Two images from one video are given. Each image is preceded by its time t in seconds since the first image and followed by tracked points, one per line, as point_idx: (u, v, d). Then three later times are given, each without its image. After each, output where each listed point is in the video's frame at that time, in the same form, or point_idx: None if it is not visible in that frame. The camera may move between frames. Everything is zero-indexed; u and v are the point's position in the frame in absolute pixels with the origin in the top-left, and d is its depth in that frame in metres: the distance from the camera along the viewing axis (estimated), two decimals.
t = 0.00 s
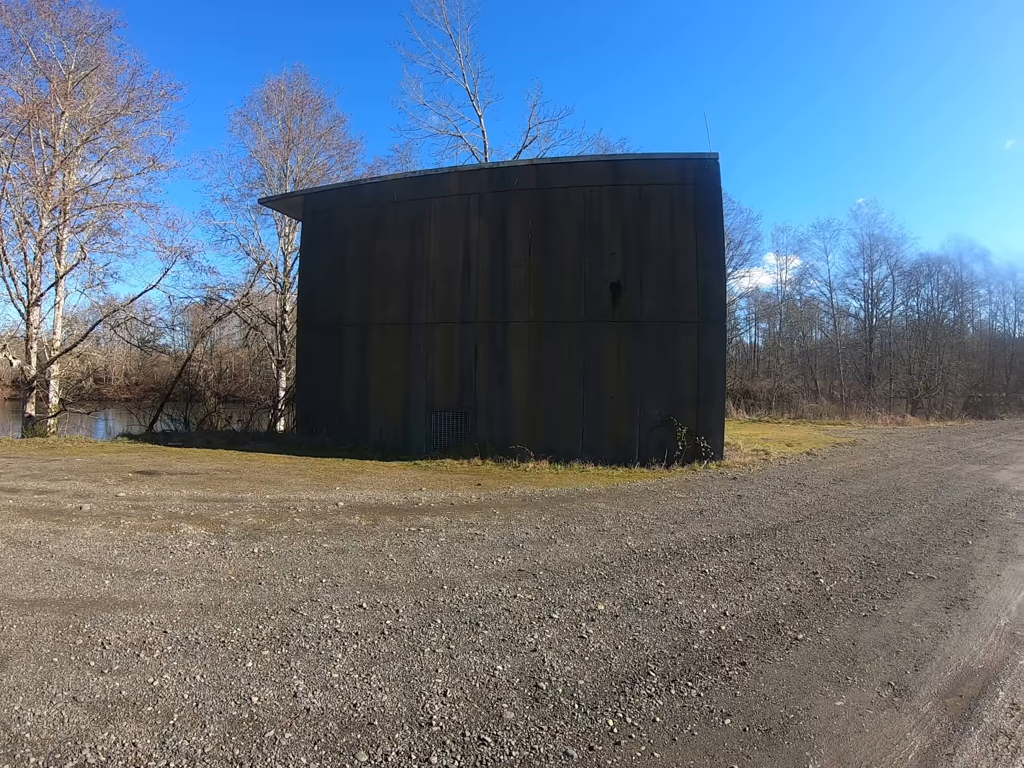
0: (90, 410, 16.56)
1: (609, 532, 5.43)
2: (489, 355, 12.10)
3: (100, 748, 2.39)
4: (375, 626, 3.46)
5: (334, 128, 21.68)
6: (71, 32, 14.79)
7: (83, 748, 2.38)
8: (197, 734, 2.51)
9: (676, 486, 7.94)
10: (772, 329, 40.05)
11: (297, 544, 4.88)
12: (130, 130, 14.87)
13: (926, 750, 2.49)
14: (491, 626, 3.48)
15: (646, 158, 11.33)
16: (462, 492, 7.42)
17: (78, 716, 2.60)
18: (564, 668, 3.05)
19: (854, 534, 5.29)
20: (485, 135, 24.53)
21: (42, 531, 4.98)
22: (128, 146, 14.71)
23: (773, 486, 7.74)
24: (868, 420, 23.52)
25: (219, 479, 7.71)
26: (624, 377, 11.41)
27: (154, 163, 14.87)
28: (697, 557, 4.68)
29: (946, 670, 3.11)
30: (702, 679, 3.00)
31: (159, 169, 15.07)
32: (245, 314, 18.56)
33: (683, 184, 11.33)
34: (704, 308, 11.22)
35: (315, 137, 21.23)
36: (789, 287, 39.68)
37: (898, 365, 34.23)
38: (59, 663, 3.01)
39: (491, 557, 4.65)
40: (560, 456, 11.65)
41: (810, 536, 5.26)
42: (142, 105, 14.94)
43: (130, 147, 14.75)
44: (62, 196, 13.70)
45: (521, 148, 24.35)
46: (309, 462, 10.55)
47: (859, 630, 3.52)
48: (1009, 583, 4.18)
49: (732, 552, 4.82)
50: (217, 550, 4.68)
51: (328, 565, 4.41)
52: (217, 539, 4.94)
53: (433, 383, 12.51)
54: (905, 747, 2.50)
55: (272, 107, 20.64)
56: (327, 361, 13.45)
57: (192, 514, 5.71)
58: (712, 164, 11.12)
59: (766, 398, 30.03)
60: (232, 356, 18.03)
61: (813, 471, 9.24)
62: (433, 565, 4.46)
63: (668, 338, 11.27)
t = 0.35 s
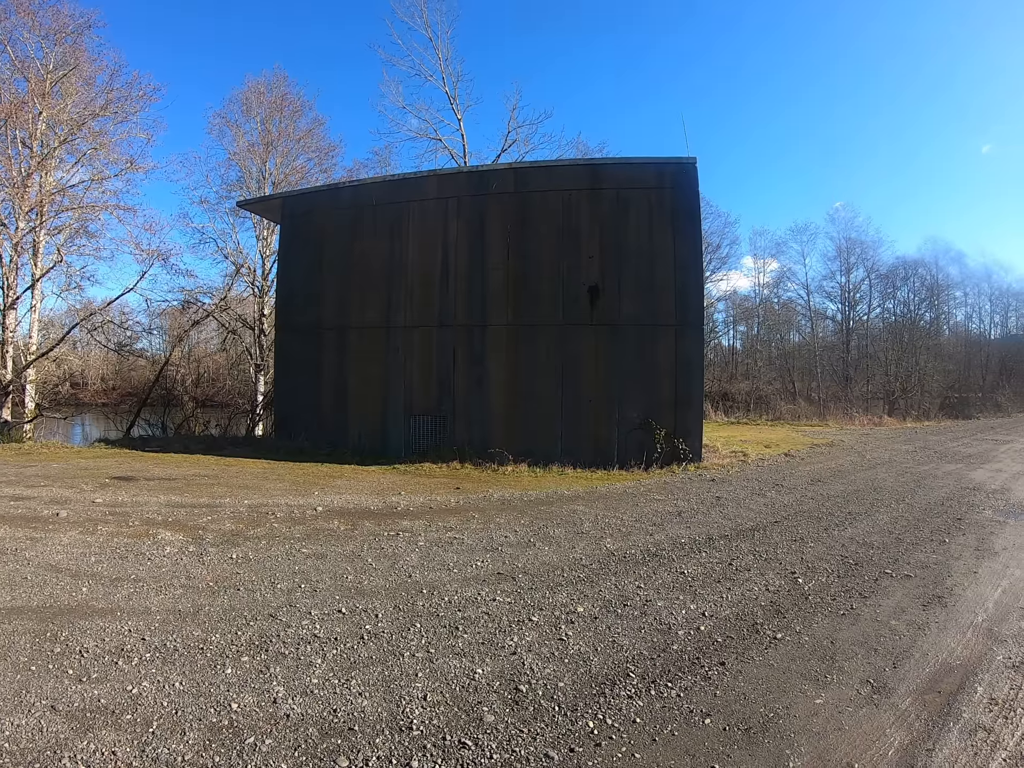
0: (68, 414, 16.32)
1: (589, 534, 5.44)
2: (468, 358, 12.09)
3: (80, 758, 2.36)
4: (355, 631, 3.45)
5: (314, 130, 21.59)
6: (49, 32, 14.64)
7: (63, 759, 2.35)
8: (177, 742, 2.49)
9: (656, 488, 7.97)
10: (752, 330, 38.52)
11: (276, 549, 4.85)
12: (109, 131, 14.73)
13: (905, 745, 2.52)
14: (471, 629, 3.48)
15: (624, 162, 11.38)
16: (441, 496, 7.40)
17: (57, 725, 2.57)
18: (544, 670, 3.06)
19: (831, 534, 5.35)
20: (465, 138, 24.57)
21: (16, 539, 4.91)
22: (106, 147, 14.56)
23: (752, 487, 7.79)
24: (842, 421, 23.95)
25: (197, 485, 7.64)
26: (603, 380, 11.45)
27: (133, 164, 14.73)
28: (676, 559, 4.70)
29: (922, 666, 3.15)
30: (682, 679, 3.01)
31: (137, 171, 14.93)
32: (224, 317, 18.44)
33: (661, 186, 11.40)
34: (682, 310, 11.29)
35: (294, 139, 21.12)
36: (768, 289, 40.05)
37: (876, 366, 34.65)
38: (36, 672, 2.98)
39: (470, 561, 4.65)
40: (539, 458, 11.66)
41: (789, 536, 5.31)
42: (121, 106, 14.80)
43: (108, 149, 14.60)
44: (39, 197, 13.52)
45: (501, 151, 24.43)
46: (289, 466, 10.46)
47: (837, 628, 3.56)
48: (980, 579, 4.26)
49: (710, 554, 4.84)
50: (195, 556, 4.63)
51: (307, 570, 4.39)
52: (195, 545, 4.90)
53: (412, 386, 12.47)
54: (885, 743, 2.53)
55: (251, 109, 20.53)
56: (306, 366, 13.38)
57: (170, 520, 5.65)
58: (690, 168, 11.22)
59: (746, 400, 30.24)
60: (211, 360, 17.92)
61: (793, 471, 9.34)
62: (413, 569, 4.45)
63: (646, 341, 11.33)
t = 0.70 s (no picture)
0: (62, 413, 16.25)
1: (582, 532, 5.45)
2: (461, 357, 12.08)
3: (72, 757, 2.35)
4: (347, 629, 3.45)
5: (307, 128, 21.57)
6: (42, 29, 14.59)
7: (56, 758, 2.34)
8: (169, 741, 2.48)
9: (648, 485, 7.97)
10: (745, 329, 39.12)
11: (269, 547, 4.84)
12: (101, 129, 14.67)
13: (897, 741, 2.53)
14: (464, 627, 3.48)
15: (618, 160, 11.39)
16: (435, 494, 7.40)
17: (50, 724, 2.56)
18: (537, 668, 3.06)
19: (825, 531, 5.35)
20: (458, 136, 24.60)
21: (9, 538, 4.89)
22: (99, 145, 14.51)
23: (745, 485, 7.81)
24: (834, 419, 24.10)
25: (190, 483, 7.63)
26: (596, 378, 11.46)
27: (126, 162, 14.68)
28: (669, 556, 4.71)
29: (915, 662, 3.17)
30: (675, 677, 3.02)
31: (130, 169, 14.88)
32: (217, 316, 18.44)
33: (655, 184, 11.42)
34: (676, 308, 11.30)
35: (288, 137, 21.09)
36: (761, 287, 40.18)
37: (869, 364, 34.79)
38: (28, 671, 2.96)
39: (463, 559, 4.65)
40: (532, 457, 11.67)
41: (783, 534, 5.31)
42: (114, 103, 14.75)
43: (100, 146, 14.55)
44: (31, 195, 13.46)
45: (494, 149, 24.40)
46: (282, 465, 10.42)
47: (830, 625, 3.57)
48: (974, 576, 4.27)
49: (704, 551, 4.85)
50: (188, 554, 4.63)
51: (300, 568, 4.38)
52: (188, 544, 4.89)
53: (404, 385, 12.47)
54: (878, 739, 2.54)
55: (244, 106, 20.49)
56: (299, 365, 13.36)
57: (163, 519, 5.64)
58: (684, 166, 11.23)
59: (739, 398, 30.32)
60: (204, 358, 17.92)
61: (785, 469, 9.38)
62: (406, 567, 4.45)
63: (639, 338, 11.35)
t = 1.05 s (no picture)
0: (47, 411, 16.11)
1: (567, 526, 5.46)
2: (448, 351, 12.07)
3: (58, 755, 2.33)
4: (333, 624, 3.45)
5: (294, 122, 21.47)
6: (27, 21, 14.42)
7: (41, 757, 2.32)
8: (155, 738, 2.47)
9: (634, 480, 7.99)
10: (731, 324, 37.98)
11: (254, 543, 4.83)
12: (86, 122, 14.54)
13: (882, 734, 2.55)
14: (449, 621, 3.49)
15: (605, 154, 11.40)
16: (421, 489, 7.39)
17: (35, 723, 2.54)
18: (522, 662, 3.07)
19: (811, 525, 5.39)
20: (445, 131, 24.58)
21: None
22: (84, 139, 14.38)
23: (731, 479, 7.85)
24: (819, 414, 24.33)
25: (176, 479, 7.60)
26: (582, 372, 11.47)
27: (111, 156, 14.56)
28: (655, 550, 4.72)
29: (899, 654, 3.20)
30: (660, 670, 3.03)
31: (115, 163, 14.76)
32: (203, 311, 18.34)
33: (642, 179, 11.43)
34: (662, 302, 11.33)
35: (274, 131, 20.99)
36: (748, 284, 40.32)
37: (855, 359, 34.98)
38: (12, 669, 2.94)
39: (449, 553, 4.65)
40: (518, 452, 11.67)
41: (768, 527, 5.35)
42: (100, 97, 14.62)
43: (85, 140, 14.43)
44: (15, 189, 13.34)
45: (482, 143, 24.36)
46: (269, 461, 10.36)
47: (815, 618, 3.60)
48: (959, 570, 4.31)
49: (690, 545, 4.87)
50: (174, 551, 4.61)
51: (286, 564, 4.37)
52: (173, 540, 4.88)
53: (390, 379, 12.45)
54: (863, 732, 2.56)
55: (231, 99, 20.36)
56: (285, 360, 13.33)
57: (148, 515, 5.60)
58: (670, 160, 11.26)
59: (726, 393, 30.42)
60: (190, 354, 17.83)
61: (773, 463, 9.46)
62: (392, 562, 4.45)
63: (625, 333, 11.37)
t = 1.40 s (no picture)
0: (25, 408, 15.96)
1: (549, 522, 5.48)
2: (429, 348, 12.06)
3: (40, 757, 2.32)
4: (314, 621, 3.44)
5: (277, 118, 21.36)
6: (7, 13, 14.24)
7: (22, 759, 2.30)
8: (137, 739, 2.45)
9: (616, 476, 8.03)
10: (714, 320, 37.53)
11: (236, 541, 4.81)
12: (67, 116, 14.39)
13: (862, 727, 2.58)
14: (431, 618, 3.49)
15: (588, 151, 11.44)
16: (402, 486, 7.38)
17: (17, 724, 2.51)
18: (504, 658, 3.08)
19: (791, 520, 5.45)
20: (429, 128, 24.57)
21: None
22: (64, 133, 14.23)
23: (712, 474, 7.90)
24: (798, 410, 24.59)
25: (156, 478, 7.55)
26: (564, 369, 11.51)
27: (92, 151, 14.42)
28: (637, 546, 4.75)
29: (879, 647, 3.24)
30: (641, 665, 3.05)
31: (96, 158, 14.62)
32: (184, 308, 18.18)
33: (624, 176, 11.48)
34: (643, 299, 11.38)
35: (256, 126, 20.87)
36: (730, 281, 40.51)
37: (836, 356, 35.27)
38: None
39: (431, 550, 4.65)
40: (500, 448, 11.68)
41: (750, 523, 5.39)
42: (80, 91, 14.47)
43: (66, 135, 14.27)
44: None
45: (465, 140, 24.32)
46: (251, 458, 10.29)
47: (796, 612, 3.63)
48: (937, 564, 4.37)
49: (672, 540, 4.91)
50: (155, 550, 4.58)
51: (267, 562, 4.36)
52: (154, 538, 4.85)
53: (372, 376, 12.42)
54: (843, 725, 2.59)
55: (213, 94, 20.22)
56: (267, 357, 13.25)
57: (129, 514, 5.56)
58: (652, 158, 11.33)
59: (708, 390, 30.55)
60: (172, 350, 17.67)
61: (757, 459, 9.56)
62: (373, 559, 4.45)
63: (607, 329, 11.42)
